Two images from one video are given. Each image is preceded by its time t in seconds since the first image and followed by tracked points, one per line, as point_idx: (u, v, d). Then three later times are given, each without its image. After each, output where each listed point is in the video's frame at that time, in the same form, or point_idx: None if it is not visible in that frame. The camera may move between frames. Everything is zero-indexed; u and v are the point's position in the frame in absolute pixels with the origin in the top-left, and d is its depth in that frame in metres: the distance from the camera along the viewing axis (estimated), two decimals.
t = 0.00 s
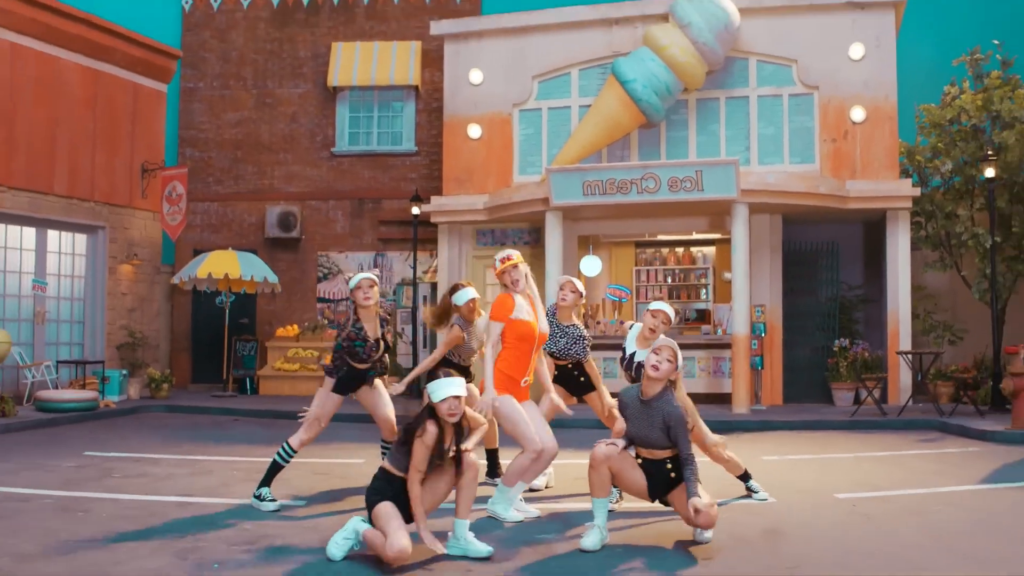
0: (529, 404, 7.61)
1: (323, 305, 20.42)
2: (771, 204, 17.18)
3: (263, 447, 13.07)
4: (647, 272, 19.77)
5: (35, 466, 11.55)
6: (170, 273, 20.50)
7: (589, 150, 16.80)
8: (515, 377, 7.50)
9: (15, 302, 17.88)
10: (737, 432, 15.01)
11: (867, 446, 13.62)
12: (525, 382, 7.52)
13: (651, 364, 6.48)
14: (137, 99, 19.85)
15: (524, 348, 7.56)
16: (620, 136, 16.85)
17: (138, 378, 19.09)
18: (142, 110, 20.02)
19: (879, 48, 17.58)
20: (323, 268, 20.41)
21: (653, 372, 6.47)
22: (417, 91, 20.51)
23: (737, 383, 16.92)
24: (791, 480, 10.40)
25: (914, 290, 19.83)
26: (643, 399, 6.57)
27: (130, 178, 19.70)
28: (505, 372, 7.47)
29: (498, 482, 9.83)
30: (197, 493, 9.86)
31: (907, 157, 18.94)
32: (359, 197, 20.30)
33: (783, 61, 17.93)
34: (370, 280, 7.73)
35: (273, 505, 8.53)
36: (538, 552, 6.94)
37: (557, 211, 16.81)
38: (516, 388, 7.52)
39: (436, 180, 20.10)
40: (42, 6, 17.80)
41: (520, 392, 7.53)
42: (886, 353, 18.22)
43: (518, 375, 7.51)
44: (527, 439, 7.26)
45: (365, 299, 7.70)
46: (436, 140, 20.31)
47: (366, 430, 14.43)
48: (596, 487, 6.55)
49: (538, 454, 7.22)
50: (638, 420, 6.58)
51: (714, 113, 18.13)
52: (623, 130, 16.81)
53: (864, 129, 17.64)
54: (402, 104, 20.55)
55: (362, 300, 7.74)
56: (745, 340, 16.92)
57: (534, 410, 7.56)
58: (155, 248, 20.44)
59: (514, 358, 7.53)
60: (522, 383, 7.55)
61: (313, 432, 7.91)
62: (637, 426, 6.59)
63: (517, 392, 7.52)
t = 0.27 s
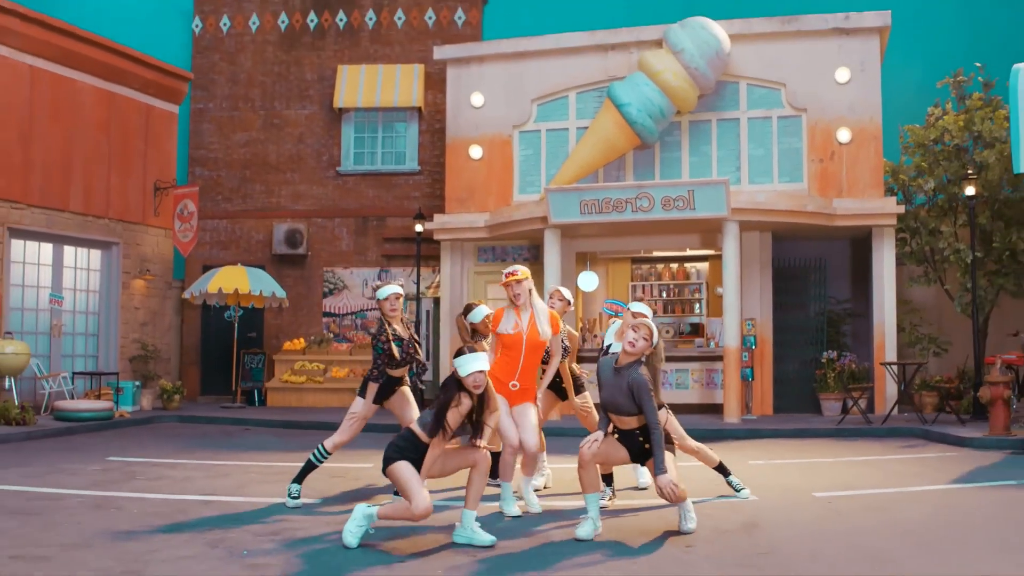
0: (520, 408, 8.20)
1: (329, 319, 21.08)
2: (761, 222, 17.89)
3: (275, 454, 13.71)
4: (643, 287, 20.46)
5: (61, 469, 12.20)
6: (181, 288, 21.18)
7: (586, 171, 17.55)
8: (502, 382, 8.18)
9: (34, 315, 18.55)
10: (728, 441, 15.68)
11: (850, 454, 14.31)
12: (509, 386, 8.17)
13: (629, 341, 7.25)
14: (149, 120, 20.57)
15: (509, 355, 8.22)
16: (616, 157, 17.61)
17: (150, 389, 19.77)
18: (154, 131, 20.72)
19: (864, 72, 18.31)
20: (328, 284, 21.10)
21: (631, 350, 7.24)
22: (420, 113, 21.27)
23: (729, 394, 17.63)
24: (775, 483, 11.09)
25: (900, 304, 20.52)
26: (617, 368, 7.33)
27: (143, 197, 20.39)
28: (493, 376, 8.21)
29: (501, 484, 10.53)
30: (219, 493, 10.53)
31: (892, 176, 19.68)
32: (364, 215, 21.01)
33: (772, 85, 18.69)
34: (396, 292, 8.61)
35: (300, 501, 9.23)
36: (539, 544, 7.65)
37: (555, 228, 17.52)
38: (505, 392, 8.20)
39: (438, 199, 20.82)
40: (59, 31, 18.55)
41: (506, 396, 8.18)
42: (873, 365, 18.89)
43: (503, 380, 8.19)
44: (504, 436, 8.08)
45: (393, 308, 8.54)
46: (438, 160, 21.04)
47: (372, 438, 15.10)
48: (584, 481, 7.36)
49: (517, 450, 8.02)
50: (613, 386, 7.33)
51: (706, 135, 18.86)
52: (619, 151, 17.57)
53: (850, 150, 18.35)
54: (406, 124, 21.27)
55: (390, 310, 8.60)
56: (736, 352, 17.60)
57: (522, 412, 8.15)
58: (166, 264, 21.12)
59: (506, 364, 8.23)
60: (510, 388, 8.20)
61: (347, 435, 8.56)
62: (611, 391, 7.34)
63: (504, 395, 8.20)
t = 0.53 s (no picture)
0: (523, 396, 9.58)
1: (335, 334, 21.85)
2: (750, 240, 18.72)
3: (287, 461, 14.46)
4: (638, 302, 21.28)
5: (89, 474, 12.96)
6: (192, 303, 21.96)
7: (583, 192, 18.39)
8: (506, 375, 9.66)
9: (53, 329, 19.32)
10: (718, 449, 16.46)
11: (833, 462, 15.11)
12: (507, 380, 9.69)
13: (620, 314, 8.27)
14: (163, 141, 21.41)
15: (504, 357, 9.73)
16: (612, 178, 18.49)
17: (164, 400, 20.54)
18: (167, 152, 21.55)
19: (849, 96, 19.20)
20: (335, 300, 21.88)
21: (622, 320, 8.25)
22: (424, 135, 22.12)
23: (719, 404, 18.44)
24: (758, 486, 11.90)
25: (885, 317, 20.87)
26: (609, 336, 8.36)
27: (157, 215, 21.21)
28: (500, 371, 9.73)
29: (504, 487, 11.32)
30: (241, 494, 11.29)
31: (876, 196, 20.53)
32: (369, 234, 21.83)
33: (761, 109, 19.55)
34: (410, 297, 9.57)
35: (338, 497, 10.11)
36: (539, 534, 8.47)
37: (553, 246, 18.33)
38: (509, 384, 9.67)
39: (441, 218, 21.65)
40: (79, 57, 19.40)
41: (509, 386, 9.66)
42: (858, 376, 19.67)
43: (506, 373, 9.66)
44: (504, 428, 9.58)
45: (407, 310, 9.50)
46: (442, 181, 21.88)
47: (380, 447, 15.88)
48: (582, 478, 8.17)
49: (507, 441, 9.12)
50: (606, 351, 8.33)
51: (697, 157, 19.72)
52: (614, 173, 18.44)
53: (836, 170, 19.19)
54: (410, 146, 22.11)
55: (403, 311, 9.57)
56: (726, 364, 18.39)
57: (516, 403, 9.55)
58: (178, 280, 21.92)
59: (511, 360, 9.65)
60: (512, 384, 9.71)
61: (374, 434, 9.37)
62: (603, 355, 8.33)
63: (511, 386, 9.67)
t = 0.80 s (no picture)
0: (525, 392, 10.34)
1: (340, 347, 22.50)
2: (742, 256, 19.41)
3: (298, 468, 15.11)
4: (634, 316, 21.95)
5: (109, 480, 13.60)
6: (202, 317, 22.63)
7: (582, 210, 19.18)
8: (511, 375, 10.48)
9: (69, 341, 19.99)
10: (711, 458, 17.13)
11: (819, 471, 15.79)
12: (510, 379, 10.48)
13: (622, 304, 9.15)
14: (175, 159, 22.12)
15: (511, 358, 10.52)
16: (609, 197, 19.29)
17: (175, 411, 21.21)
18: (179, 169, 22.25)
19: (837, 118, 19.94)
20: (341, 314, 22.55)
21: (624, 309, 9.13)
22: (427, 154, 22.82)
23: (713, 415, 19.13)
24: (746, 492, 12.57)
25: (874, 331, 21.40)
26: (610, 326, 9.21)
27: (169, 231, 21.91)
28: (508, 372, 10.56)
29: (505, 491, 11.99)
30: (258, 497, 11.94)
31: (864, 214, 21.23)
32: (374, 250, 22.52)
33: (753, 131, 20.28)
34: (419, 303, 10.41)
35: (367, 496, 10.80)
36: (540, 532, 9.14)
37: (553, 263, 19.08)
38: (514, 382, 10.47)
39: (444, 234, 22.36)
40: (95, 78, 20.13)
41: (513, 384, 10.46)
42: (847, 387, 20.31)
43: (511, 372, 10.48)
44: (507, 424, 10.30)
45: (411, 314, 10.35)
46: (445, 199, 22.59)
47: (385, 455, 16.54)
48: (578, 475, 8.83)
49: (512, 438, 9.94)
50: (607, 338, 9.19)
51: (691, 177, 20.43)
52: (611, 192, 19.26)
53: (825, 190, 19.89)
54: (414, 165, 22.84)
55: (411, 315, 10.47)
56: (720, 377, 19.06)
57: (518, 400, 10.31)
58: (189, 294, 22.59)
59: (516, 361, 10.49)
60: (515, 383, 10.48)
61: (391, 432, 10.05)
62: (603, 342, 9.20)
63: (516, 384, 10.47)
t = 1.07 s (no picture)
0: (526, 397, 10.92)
1: (345, 356, 23.09)
2: (735, 268, 20.04)
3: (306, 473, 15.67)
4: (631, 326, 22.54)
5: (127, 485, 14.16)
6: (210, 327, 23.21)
7: (580, 223, 19.89)
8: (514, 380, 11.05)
9: (82, 350, 20.58)
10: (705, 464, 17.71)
11: (809, 476, 16.38)
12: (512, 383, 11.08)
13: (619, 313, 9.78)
14: (185, 174, 22.73)
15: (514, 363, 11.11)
16: (607, 211, 20.02)
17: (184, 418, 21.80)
18: (188, 183, 22.85)
19: (827, 134, 20.59)
20: (345, 324, 23.13)
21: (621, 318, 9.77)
22: (429, 168, 23.43)
23: (707, 423, 19.73)
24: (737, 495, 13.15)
25: (864, 341, 21.91)
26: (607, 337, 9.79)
27: (178, 243, 22.50)
28: (511, 375, 11.12)
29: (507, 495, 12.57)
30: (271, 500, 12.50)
31: (854, 227, 21.86)
32: (378, 261, 23.12)
33: (746, 146, 20.91)
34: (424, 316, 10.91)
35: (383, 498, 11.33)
36: (542, 530, 9.73)
37: (552, 275, 19.75)
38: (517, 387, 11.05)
39: (446, 246, 22.96)
40: (108, 96, 20.75)
41: (516, 389, 11.04)
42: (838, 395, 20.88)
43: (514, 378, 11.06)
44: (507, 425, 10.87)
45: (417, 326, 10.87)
46: (447, 212, 23.20)
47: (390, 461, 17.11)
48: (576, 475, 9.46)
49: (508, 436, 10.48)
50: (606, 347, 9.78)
51: (686, 191, 21.05)
52: (608, 206, 19.99)
53: (816, 204, 20.52)
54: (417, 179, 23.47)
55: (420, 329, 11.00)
56: (713, 385, 19.71)
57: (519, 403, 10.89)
58: (197, 304, 23.17)
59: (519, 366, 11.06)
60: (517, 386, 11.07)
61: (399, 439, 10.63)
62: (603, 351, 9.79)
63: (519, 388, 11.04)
